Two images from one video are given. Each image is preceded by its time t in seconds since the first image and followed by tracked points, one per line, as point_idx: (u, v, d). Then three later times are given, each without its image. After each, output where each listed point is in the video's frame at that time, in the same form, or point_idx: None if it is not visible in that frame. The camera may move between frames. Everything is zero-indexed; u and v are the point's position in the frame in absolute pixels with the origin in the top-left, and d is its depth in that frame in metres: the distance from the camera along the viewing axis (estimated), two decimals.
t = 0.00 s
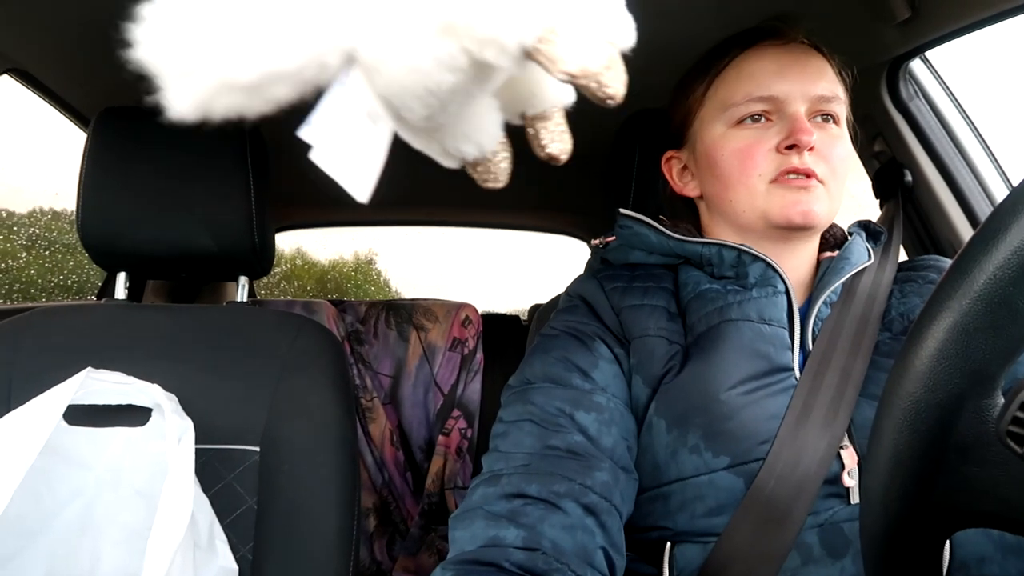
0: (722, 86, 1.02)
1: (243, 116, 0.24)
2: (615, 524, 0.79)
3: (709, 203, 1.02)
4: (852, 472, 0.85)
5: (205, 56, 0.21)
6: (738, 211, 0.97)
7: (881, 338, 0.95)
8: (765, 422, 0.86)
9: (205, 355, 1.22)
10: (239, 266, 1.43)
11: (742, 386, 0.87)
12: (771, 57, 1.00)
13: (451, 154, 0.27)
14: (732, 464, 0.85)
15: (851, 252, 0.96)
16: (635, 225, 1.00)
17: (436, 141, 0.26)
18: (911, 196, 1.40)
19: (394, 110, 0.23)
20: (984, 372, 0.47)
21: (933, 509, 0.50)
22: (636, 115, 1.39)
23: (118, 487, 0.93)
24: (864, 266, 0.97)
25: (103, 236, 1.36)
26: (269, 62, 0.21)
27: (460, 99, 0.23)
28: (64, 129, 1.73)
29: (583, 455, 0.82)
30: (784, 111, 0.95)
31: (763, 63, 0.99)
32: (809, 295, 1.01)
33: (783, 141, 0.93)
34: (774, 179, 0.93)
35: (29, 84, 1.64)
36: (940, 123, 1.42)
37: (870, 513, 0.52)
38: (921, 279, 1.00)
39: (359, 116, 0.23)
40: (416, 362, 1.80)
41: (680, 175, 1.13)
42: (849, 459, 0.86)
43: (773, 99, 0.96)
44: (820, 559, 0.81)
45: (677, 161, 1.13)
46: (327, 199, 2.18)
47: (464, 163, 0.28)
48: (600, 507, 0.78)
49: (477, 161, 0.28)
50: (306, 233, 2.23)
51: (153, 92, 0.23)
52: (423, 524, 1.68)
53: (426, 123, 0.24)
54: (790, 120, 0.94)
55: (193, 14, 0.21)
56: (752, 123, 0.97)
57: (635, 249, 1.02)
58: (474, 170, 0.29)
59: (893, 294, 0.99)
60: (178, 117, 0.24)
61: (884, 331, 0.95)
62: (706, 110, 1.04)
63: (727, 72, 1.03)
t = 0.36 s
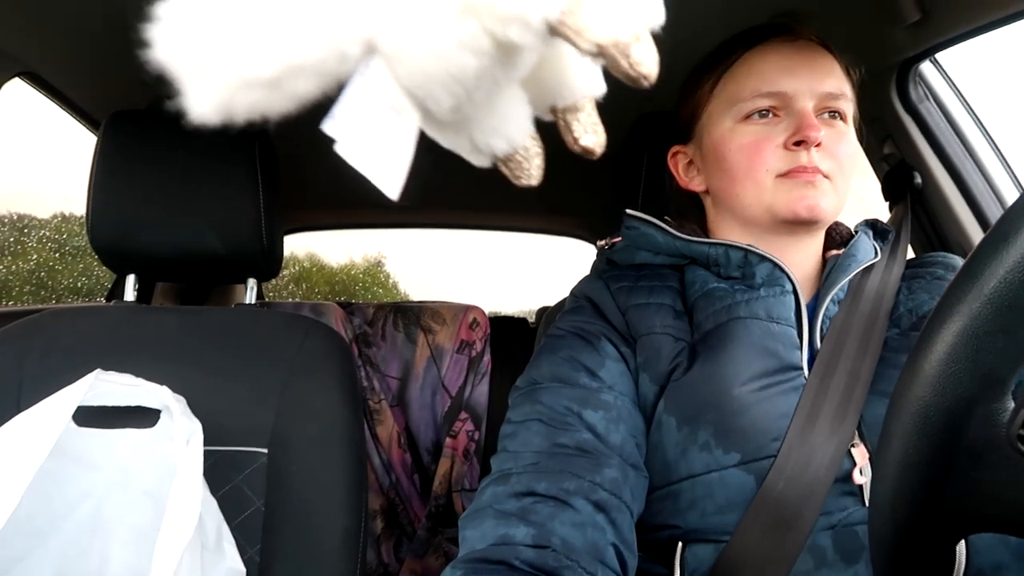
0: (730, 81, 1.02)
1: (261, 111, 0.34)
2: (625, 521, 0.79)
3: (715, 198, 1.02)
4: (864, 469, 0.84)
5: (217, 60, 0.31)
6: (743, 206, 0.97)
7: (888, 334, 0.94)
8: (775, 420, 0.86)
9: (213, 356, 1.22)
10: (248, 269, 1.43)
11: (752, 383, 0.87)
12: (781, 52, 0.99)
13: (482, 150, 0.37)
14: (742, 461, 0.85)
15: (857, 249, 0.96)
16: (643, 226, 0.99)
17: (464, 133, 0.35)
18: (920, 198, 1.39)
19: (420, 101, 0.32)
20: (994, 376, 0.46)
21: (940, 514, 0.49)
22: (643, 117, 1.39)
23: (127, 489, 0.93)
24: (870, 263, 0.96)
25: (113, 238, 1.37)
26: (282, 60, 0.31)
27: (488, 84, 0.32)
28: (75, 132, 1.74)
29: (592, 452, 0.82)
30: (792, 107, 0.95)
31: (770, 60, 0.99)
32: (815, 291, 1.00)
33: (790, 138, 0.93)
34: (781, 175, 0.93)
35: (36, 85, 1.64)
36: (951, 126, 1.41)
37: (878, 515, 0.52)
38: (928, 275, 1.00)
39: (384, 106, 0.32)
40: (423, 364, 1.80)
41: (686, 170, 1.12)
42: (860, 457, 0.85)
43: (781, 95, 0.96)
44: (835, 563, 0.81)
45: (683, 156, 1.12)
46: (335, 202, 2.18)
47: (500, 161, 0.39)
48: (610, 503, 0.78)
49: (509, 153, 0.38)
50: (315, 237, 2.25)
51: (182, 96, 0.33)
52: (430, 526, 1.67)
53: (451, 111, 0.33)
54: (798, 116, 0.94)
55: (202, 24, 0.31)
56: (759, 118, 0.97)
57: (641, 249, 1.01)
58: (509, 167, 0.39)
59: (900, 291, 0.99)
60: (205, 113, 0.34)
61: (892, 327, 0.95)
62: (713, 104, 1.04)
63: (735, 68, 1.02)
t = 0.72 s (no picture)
0: (728, 84, 1.03)
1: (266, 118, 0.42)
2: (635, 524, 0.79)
3: (720, 199, 1.02)
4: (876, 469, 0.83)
5: (235, 67, 0.38)
6: (749, 205, 0.97)
7: (899, 335, 0.94)
8: (784, 420, 0.86)
9: (224, 356, 1.23)
10: (256, 269, 1.44)
11: (760, 382, 0.88)
12: (776, 54, 1.01)
13: (477, 156, 0.45)
14: (753, 461, 0.86)
15: (864, 249, 0.96)
16: (649, 227, 0.99)
17: (460, 137, 0.43)
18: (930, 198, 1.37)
19: (419, 112, 0.40)
20: (1010, 371, 0.47)
21: (953, 509, 0.48)
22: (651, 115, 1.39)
23: (137, 489, 0.93)
24: (880, 263, 0.96)
25: (125, 239, 1.38)
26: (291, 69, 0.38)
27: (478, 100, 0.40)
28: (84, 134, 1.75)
29: (602, 455, 0.83)
30: (793, 107, 0.97)
31: (769, 61, 1.00)
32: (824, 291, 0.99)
33: (792, 136, 0.94)
34: (784, 172, 0.94)
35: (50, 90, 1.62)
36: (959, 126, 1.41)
37: (892, 510, 0.51)
38: (938, 276, 0.99)
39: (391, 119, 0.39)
40: (431, 365, 1.80)
41: (688, 174, 1.10)
42: (871, 456, 0.84)
43: (781, 95, 0.98)
44: (849, 564, 0.82)
45: (685, 160, 1.10)
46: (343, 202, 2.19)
47: (493, 166, 0.46)
48: (620, 506, 0.79)
49: (503, 159, 0.45)
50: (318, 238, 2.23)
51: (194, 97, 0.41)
52: (440, 526, 1.70)
53: (446, 121, 0.41)
54: (798, 115, 0.96)
55: (217, 31, 0.38)
56: (761, 118, 0.98)
57: (648, 252, 1.01)
58: (501, 171, 0.47)
59: (910, 291, 0.99)
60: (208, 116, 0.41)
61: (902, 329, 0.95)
62: (712, 109, 1.04)
63: (733, 72, 1.03)
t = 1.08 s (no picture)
0: (843, 70, 0.97)
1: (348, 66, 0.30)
2: (723, 528, 0.79)
3: (820, 194, 0.99)
4: (973, 477, 0.82)
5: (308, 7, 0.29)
6: (852, 204, 0.93)
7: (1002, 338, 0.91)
8: (877, 424, 0.83)
9: (311, 357, 1.28)
10: (341, 273, 1.49)
11: (851, 387, 0.84)
12: (900, 40, 0.93)
13: (585, 109, 0.33)
14: (842, 468, 0.82)
15: (967, 248, 0.90)
16: (735, 225, 0.99)
17: (566, 81, 0.32)
18: None
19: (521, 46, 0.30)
20: None
21: None
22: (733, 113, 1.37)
23: (233, 484, 0.98)
24: (982, 263, 0.91)
25: (216, 243, 1.43)
26: None
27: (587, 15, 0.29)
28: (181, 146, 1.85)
29: (689, 458, 0.82)
30: (910, 100, 0.90)
31: (888, 50, 0.93)
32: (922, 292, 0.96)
33: (906, 133, 0.88)
34: (893, 172, 0.89)
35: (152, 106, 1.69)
36: None
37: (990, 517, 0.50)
38: None
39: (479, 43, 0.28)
40: (510, 366, 1.82)
41: (787, 163, 1.08)
42: (969, 465, 0.83)
43: (898, 88, 0.91)
44: (941, 571, 0.80)
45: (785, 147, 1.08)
46: (423, 206, 2.24)
47: (603, 127, 0.34)
48: (708, 511, 0.78)
49: (614, 114, 0.34)
50: (398, 241, 2.30)
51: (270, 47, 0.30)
52: (519, 526, 1.69)
53: (549, 53, 0.30)
54: (916, 110, 0.89)
55: None
56: (873, 111, 0.92)
57: (733, 249, 1.00)
58: (618, 140, 0.35)
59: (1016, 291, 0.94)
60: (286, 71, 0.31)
61: (1006, 332, 0.91)
62: (821, 97, 1.00)
63: (849, 57, 0.98)
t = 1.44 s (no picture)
0: (874, 67, 0.96)
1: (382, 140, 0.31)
2: (753, 542, 0.79)
3: (848, 193, 0.98)
4: (1006, 476, 0.80)
5: (354, 91, 0.28)
6: (881, 203, 0.93)
7: None
8: (903, 425, 0.82)
9: (339, 359, 1.29)
10: (368, 275, 1.51)
11: (875, 387, 0.83)
12: (934, 35, 0.90)
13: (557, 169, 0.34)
14: (868, 469, 0.81)
15: (996, 244, 0.90)
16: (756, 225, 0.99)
17: (546, 155, 0.33)
18: None
19: (516, 133, 0.30)
20: None
21: None
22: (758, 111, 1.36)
23: (262, 485, 0.99)
24: (1014, 259, 0.90)
25: (247, 247, 1.46)
26: (413, 92, 0.28)
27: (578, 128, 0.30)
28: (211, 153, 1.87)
29: (711, 470, 0.81)
30: (941, 98, 0.87)
31: (922, 44, 0.90)
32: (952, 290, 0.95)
33: (938, 133, 0.86)
34: (924, 175, 0.88)
35: (183, 114, 1.72)
36: None
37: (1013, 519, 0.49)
38: None
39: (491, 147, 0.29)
40: (537, 368, 1.82)
41: (814, 161, 1.08)
42: (1001, 463, 0.81)
43: (930, 85, 0.88)
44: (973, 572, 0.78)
45: (812, 146, 1.08)
46: (449, 208, 2.25)
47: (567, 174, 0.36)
48: (733, 524, 0.78)
49: (581, 172, 0.35)
50: (424, 243, 2.30)
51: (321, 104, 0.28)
52: (546, 528, 1.68)
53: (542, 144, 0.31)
54: (947, 108, 0.86)
55: (345, 51, 0.28)
56: (904, 110, 0.91)
57: (755, 249, 1.01)
58: (575, 182, 0.36)
59: None
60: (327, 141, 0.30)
61: None
62: (852, 93, 0.99)
63: (882, 52, 0.96)
